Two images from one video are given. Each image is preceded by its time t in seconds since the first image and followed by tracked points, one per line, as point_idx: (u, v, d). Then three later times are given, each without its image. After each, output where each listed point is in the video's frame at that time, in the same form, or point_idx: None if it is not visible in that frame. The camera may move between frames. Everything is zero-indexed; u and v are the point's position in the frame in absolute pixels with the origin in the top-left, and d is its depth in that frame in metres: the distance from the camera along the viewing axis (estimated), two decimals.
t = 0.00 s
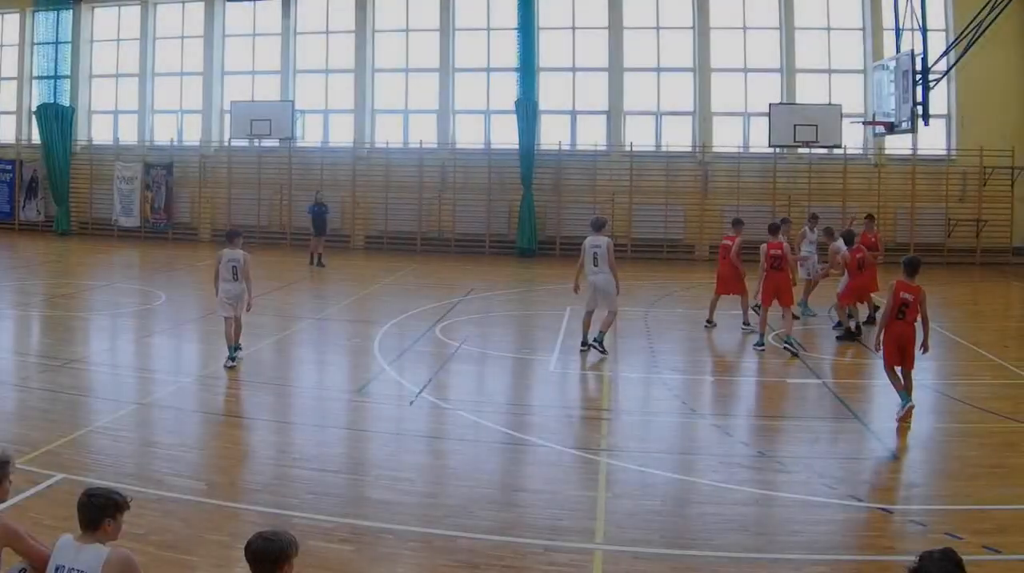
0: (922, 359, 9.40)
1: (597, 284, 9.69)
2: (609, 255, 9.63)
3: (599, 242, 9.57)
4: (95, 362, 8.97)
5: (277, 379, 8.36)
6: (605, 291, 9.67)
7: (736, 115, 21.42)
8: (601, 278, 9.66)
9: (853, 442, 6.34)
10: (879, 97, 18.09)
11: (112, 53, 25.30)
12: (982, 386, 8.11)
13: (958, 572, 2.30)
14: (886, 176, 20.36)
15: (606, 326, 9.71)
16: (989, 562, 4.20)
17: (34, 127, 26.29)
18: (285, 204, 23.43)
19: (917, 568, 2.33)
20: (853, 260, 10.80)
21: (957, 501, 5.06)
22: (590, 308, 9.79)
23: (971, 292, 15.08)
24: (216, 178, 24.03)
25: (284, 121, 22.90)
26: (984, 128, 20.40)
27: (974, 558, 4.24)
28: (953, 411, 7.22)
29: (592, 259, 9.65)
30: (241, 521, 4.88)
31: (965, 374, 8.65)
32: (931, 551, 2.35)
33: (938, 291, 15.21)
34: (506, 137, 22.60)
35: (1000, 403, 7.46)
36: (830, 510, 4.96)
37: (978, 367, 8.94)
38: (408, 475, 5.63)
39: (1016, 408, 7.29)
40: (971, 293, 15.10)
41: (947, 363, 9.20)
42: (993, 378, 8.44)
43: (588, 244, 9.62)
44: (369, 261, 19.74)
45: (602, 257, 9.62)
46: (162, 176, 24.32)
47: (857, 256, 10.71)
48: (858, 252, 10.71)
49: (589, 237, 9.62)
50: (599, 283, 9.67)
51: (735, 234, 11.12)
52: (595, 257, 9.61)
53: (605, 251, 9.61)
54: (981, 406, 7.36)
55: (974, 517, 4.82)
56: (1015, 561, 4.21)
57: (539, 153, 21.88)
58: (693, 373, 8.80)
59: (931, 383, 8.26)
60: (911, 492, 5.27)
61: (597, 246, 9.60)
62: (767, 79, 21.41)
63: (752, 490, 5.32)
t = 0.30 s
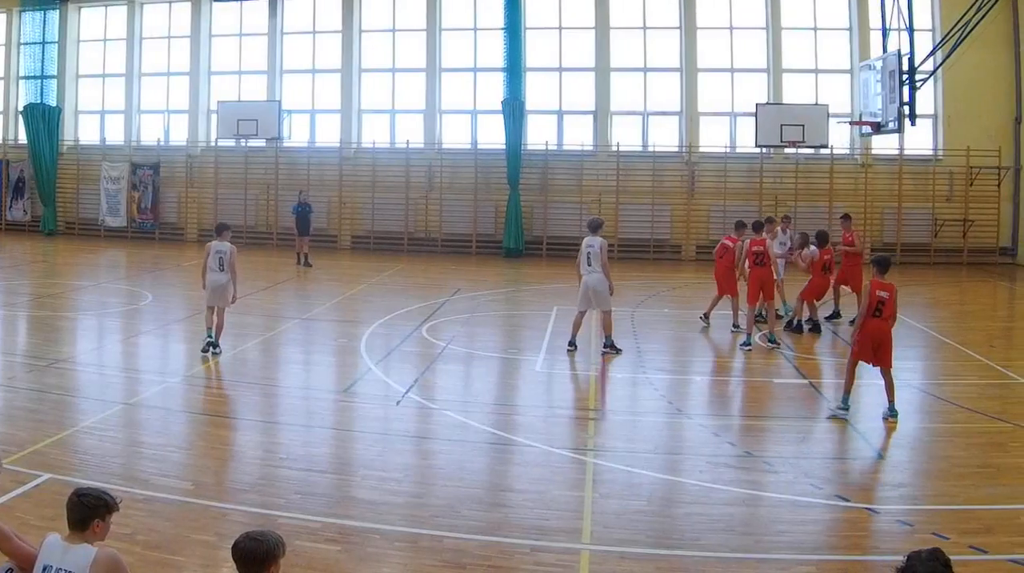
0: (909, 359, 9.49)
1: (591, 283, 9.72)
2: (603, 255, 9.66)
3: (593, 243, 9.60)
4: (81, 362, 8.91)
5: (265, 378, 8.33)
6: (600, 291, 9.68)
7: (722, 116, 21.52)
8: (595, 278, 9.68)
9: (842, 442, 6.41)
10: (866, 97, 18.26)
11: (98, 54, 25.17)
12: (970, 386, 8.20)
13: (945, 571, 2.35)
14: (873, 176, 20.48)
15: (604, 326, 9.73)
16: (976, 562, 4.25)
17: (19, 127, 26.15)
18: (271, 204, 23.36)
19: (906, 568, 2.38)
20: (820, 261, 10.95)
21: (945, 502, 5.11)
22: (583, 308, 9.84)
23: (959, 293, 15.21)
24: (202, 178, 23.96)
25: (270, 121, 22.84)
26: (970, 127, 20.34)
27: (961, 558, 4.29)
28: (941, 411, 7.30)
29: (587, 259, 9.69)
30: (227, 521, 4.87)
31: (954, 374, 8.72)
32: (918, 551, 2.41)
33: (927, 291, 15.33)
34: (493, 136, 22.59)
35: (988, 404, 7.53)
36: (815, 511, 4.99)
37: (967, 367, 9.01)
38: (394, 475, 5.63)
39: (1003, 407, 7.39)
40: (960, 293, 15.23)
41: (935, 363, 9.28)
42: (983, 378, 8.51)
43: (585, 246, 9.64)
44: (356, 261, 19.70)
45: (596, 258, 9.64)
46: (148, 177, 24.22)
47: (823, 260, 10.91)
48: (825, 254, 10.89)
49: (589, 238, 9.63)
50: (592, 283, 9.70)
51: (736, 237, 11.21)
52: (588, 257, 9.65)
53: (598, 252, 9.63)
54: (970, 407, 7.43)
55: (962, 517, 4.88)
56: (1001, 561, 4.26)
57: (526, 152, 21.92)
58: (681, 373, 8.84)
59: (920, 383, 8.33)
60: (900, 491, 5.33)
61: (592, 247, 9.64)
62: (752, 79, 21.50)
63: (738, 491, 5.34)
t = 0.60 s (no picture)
0: (896, 359, 9.56)
1: (576, 283, 9.75)
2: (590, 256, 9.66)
3: (581, 243, 9.62)
4: (68, 362, 8.86)
5: (251, 378, 8.30)
6: (585, 291, 9.67)
7: (709, 116, 21.60)
8: (579, 277, 9.70)
9: (828, 442, 6.46)
10: (852, 98, 18.37)
11: (85, 54, 25.04)
12: (956, 386, 8.27)
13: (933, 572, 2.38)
14: (859, 176, 20.59)
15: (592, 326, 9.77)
16: (962, 561, 4.30)
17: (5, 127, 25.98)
18: (258, 204, 23.28)
19: (894, 568, 2.41)
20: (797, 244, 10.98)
21: (931, 502, 5.16)
22: (571, 308, 9.88)
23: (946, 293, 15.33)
24: (189, 178, 23.85)
25: (257, 121, 22.77)
26: (956, 127, 20.45)
27: (948, 558, 4.34)
28: (927, 410, 7.36)
29: (574, 258, 9.72)
30: (213, 521, 4.85)
31: (941, 374, 8.80)
32: (906, 551, 2.43)
33: (914, 291, 15.45)
34: (480, 136, 22.59)
35: (975, 404, 7.59)
36: (802, 511, 5.02)
37: (954, 367, 9.08)
38: (381, 475, 5.63)
39: (988, 407, 7.47)
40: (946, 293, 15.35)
41: (922, 363, 9.36)
42: (970, 378, 8.58)
43: (576, 246, 9.65)
44: (344, 262, 19.67)
45: (581, 259, 9.66)
46: (135, 177, 24.09)
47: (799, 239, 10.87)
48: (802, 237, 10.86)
49: (582, 240, 9.62)
50: (577, 283, 9.71)
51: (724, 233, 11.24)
52: (575, 257, 9.68)
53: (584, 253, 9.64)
54: (956, 406, 7.50)
55: (948, 516, 4.93)
56: (987, 561, 4.30)
57: (513, 152, 21.94)
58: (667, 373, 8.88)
59: (906, 383, 8.40)
60: (886, 491, 5.38)
61: (579, 248, 9.65)
62: (738, 80, 21.58)
63: (725, 491, 5.37)
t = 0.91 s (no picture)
0: (882, 359, 9.64)
1: (547, 286, 9.82)
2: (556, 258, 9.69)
3: (548, 245, 9.63)
4: (53, 362, 8.80)
5: (238, 379, 8.27)
6: (553, 293, 9.77)
7: (695, 116, 21.67)
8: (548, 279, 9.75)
9: (814, 442, 6.50)
10: (839, 97, 18.49)
11: (71, 54, 24.90)
12: (942, 386, 8.33)
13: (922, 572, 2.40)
14: (846, 177, 20.71)
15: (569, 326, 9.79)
16: (948, 561, 4.33)
17: None
18: (244, 204, 23.19)
19: (883, 568, 2.43)
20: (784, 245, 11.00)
21: (917, 502, 5.20)
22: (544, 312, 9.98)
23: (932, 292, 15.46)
24: (176, 178, 23.72)
25: (243, 121, 22.71)
26: (943, 127, 20.53)
27: (932, 558, 4.37)
28: (914, 410, 7.42)
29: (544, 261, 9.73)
30: (199, 521, 4.84)
31: (927, 374, 8.88)
32: (896, 551, 2.45)
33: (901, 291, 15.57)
34: (467, 136, 22.57)
35: (961, 404, 7.66)
36: (787, 511, 5.05)
37: (940, 367, 9.16)
38: (368, 475, 5.63)
39: (974, 407, 7.53)
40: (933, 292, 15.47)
41: (909, 363, 9.44)
42: (956, 378, 8.65)
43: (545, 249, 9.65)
44: (331, 262, 19.63)
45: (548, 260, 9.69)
46: (121, 177, 23.95)
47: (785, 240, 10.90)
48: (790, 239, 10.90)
49: (551, 242, 9.62)
50: (546, 286, 9.79)
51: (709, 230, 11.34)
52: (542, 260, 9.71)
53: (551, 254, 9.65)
54: (943, 406, 7.56)
55: (934, 516, 4.96)
56: (974, 561, 4.34)
57: (500, 152, 21.95)
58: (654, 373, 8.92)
59: (893, 383, 8.47)
60: (872, 490, 5.42)
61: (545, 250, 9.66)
62: (725, 80, 21.66)
63: (711, 491, 5.40)
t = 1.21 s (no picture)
0: (868, 359, 9.71)
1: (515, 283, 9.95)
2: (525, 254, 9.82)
3: (520, 240, 9.73)
4: (39, 362, 8.74)
5: (224, 379, 8.24)
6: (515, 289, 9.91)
7: (682, 116, 21.75)
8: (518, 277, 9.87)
9: (800, 442, 6.54)
10: (825, 97, 18.61)
11: (58, 54, 24.77)
12: (929, 386, 8.39)
13: (911, 572, 2.43)
14: (833, 177, 20.81)
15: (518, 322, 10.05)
16: (934, 561, 4.37)
17: None
18: (231, 204, 23.08)
19: (872, 568, 2.44)
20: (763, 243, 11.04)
21: (903, 501, 5.24)
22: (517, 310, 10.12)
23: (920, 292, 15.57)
24: (162, 178, 23.59)
25: (230, 121, 22.63)
26: (930, 128, 20.62)
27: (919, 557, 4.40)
28: (900, 410, 7.48)
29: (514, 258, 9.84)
30: (186, 521, 4.82)
31: (913, 374, 8.95)
32: (885, 551, 2.48)
33: (888, 291, 15.67)
34: (454, 136, 22.56)
35: (948, 404, 7.72)
36: (774, 511, 5.09)
37: (927, 367, 9.23)
38: (355, 475, 5.62)
39: (960, 407, 7.59)
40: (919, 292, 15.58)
41: (895, 363, 9.51)
42: (943, 378, 8.72)
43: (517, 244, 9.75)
44: (318, 262, 19.57)
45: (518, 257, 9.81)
46: (108, 176, 23.81)
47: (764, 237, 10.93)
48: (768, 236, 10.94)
49: (521, 238, 9.70)
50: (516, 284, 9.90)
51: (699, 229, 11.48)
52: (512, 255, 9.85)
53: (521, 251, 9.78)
54: (929, 406, 7.62)
55: (920, 516, 5.00)
56: (961, 561, 4.37)
57: (487, 152, 21.95)
58: (639, 373, 8.95)
59: (880, 383, 8.54)
60: (858, 490, 5.46)
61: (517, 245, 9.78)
62: (711, 80, 21.74)
63: (699, 491, 5.43)
